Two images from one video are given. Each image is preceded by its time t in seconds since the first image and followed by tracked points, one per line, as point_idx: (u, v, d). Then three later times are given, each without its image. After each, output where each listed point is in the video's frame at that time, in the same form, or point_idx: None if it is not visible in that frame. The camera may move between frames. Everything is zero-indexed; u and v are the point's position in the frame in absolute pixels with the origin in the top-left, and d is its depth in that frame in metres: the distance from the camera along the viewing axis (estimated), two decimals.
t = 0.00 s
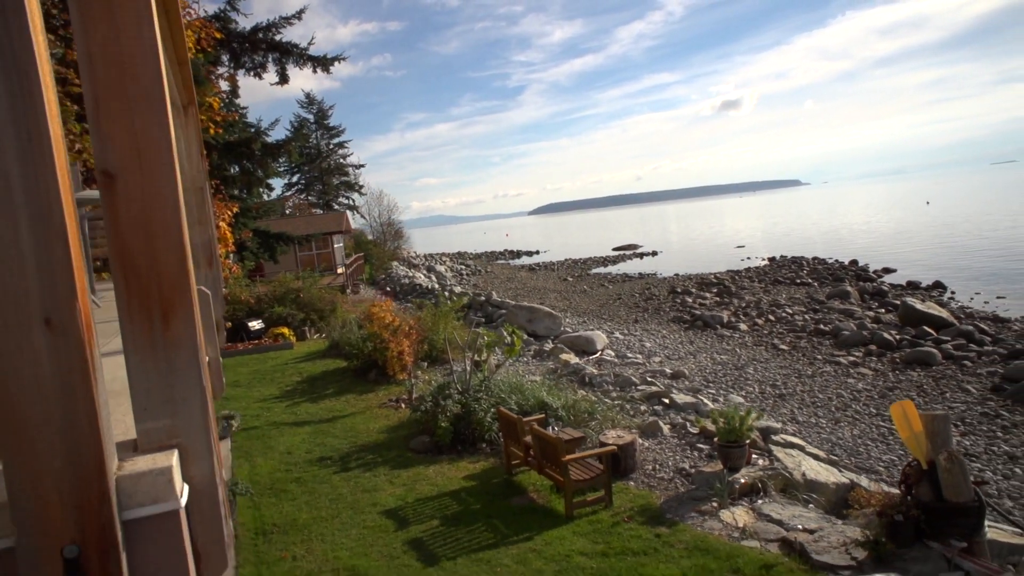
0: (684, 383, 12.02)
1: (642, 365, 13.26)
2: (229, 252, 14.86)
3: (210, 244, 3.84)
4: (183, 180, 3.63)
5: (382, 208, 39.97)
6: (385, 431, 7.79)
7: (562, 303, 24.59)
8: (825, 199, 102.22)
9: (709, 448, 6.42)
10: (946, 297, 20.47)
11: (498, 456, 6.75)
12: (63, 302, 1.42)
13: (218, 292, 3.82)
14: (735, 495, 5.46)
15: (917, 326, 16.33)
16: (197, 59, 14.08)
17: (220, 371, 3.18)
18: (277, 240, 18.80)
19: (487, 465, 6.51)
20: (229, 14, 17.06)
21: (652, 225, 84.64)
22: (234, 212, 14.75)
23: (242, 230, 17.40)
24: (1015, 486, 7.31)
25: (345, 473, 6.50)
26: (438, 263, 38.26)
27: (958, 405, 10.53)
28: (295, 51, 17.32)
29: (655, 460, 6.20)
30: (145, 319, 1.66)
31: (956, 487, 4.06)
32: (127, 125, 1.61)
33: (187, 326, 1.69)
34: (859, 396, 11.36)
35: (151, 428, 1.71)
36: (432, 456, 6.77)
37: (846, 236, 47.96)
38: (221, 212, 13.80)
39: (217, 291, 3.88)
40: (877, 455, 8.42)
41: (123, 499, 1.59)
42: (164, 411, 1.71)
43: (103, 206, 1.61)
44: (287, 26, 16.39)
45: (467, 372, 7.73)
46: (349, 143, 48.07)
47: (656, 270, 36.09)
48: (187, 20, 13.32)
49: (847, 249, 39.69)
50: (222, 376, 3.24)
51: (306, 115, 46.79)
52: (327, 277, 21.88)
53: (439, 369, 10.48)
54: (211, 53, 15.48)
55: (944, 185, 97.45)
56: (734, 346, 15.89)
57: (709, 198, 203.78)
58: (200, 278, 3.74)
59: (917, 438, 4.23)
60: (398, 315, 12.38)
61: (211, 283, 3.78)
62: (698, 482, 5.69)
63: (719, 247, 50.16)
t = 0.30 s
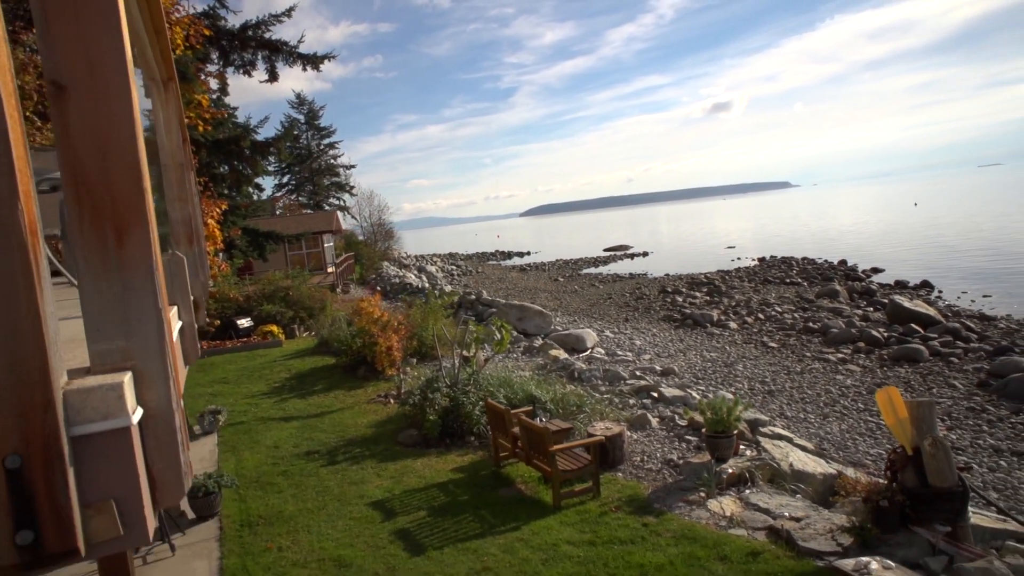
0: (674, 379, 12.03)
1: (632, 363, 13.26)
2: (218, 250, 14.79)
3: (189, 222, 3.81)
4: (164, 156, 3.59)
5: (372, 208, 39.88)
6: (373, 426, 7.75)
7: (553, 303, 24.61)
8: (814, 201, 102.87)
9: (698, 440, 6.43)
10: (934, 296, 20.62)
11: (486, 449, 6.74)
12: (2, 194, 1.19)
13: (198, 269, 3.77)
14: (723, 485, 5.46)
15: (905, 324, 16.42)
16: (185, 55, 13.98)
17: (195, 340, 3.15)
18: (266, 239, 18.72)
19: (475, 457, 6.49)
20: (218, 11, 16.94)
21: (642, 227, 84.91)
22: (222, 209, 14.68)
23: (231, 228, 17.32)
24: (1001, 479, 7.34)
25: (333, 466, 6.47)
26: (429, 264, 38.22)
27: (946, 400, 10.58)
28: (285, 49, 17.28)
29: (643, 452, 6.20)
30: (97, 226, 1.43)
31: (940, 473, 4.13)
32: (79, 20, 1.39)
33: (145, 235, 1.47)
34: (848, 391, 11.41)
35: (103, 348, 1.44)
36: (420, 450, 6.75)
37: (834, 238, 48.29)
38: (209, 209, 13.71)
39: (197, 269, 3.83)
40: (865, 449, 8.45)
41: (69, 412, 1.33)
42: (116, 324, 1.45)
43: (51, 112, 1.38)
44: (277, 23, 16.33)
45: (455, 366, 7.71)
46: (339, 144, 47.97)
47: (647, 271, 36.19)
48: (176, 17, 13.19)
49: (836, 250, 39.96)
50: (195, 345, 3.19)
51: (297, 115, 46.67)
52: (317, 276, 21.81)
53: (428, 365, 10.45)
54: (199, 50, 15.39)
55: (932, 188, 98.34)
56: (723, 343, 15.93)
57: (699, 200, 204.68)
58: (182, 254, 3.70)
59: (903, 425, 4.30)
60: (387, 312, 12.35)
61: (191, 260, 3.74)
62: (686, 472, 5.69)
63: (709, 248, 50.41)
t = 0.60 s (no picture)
0: (663, 376, 12.06)
1: (622, 360, 13.28)
2: (207, 248, 14.70)
3: (170, 200, 3.78)
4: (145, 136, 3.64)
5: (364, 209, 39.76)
6: (362, 421, 7.72)
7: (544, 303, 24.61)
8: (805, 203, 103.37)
9: (686, 432, 6.44)
10: (923, 295, 20.76)
11: (475, 442, 6.73)
12: None
13: (179, 246, 3.70)
14: (710, 475, 5.47)
15: (893, 323, 16.54)
16: (175, 52, 13.88)
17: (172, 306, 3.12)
18: (256, 237, 18.62)
19: (463, 450, 6.48)
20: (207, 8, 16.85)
21: (634, 229, 85.10)
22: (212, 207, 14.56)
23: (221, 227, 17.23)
24: (986, 472, 7.40)
25: (321, 459, 6.44)
26: (421, 264, 38.14)
27: (933, 396, 10.66)
28: (275, 47, 17.23)
29: (631, 444, 6.20)
30: (52, 154, 1.69)
31: (925, 459, 4.15)
32: None
33: (98, 173, 1.73)
34: (836, 388, 11.47)
35: (57, 271, 1.72)
36: (409, 443, 6.74)
37: (825, 239, 48.54)
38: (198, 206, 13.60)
39: (178, 247, 3.75)
40: (853, 444, 8.50)
41: (21, 325, 1.60)
42: (72, 250, 1.74)
43: (7, 47, 1.62)
44: (267, 21, 16.26)
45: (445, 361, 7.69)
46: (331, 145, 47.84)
47: (638, 272, 36.25)
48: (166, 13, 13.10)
49: (826, 251, 40.17)
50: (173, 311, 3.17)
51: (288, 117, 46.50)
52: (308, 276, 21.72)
53: (417, 361, 10.44)
54: (188, 47, 15.29)
55: (921, 191, 99.07)
56: (714, 342, 16.00)
57: (690, 202, 205.41)
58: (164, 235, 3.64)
59: (887, 412, 4.33)
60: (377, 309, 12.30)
61: (172, 236, 3.68)
62: (674, 464, 5.70)
63: (700, 249, 50.56)
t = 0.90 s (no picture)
0: (653, 372, 12.08)
1: (612, 356, 13.30)
2: (196, 245, 14.59)
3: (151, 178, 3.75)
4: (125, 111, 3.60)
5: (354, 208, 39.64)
6: (351, 414, 7.69)
7: (535, 302, 24.62)
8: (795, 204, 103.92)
9: (674, 423, 6.46)
10: (911, 293, 20.89)
11: (463, 434, 6.71)
12: None
13: (160, 224, 3.63)
14: (698, 465, 5.48)
15: (881, 319, 16.65)
16: (162, 48, 13.79)
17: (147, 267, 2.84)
18: (245, 235, 18.54)
19: (451, 442, 6.47)
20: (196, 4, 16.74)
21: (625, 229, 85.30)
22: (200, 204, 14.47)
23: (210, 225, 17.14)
24: (972, 463, 7.45)
25: (308, 451, 6.40)
26: (412, 264, 38.09)
27: (921, 391, 10.73)
28: (264, 43, 17.15)
29: (620, 435, 6.20)
30: (5, 62, 1.64)
31: (909, 444, 4.19)
32: None
33: (49, 76, 1.67)
34: (825, 383, 11.52)
35: (12, 187, 1.67)
36: (397, 436, 6.72)
37: (814, 239, 48.83)
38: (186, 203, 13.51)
39: (160, 226, 3.67)
40: (841, 437, 8.55)
41: None
42: (26, 166, 1.69)
43: None
44: (256, 17, 16.18)
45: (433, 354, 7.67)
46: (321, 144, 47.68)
47: (629, 271, 36.32)
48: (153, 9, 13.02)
49: (815, 251, 40.41)
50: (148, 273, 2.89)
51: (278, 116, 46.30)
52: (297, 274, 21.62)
53: (406, 357, 10.41)
54: (177, 43, 15.19)
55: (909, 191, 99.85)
56: (704, 339, 16.04)
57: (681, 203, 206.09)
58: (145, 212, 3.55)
59: (874, 397, 4.33)
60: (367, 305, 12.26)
61: (152, 213, 3.61)
62: (662, 453, 5.70)
63: (691, 249, 50.75)
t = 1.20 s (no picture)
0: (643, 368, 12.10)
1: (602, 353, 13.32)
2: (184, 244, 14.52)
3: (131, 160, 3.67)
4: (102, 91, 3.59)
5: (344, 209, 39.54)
6: (339, 410, 7.66)
7: (525, 301, 24.62)
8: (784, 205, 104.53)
9: (662, 415, 6.48)
10: (899, 290, 21.05)
11: (451, 427, 6.71)
12: None
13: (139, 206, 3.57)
14: (685, 455, 5.49)
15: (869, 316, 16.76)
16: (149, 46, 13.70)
17: (121, 235, 2.78)
18: (233, 234, 18.46)
19: (439, 435, 6.46)
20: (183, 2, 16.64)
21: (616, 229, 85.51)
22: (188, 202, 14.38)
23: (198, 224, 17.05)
24: (957, 454, 7.51)
25: (296, 445, 6.38)
26: (402, 264, 38.02)
27: (908, 385, 10.81)
28: (253, 41, 17.08)
29: (608, 426, 6.21)
30: None
31: (893, 430, 4.21)
32: None
33: None
34: (813, 378, 11.59)
35: None
36: (385, 430, 6.70)
37: (803, 239, 49.11)
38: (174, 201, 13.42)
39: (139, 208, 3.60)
40: (828, 430, 8.60)
41: None
42: None
43: None
44: (243, 15, 16.12)
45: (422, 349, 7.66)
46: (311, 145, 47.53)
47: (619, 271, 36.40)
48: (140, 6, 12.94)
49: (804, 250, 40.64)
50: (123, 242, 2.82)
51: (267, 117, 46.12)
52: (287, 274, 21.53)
53: (395, 353, 10.39)
54: (164, 41, 15.11)
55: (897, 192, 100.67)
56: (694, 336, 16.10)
57: (671, 204, 206.73)
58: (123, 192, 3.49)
59: (858, 385, 4.35)
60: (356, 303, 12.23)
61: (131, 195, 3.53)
62: (649, 444, 5.72)
63: (681, 249, 50.93)
